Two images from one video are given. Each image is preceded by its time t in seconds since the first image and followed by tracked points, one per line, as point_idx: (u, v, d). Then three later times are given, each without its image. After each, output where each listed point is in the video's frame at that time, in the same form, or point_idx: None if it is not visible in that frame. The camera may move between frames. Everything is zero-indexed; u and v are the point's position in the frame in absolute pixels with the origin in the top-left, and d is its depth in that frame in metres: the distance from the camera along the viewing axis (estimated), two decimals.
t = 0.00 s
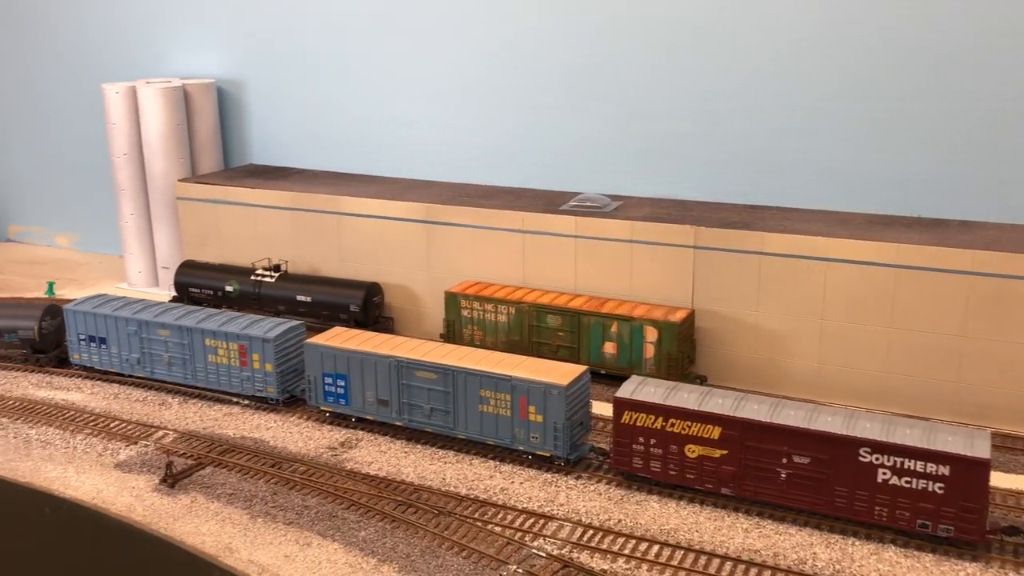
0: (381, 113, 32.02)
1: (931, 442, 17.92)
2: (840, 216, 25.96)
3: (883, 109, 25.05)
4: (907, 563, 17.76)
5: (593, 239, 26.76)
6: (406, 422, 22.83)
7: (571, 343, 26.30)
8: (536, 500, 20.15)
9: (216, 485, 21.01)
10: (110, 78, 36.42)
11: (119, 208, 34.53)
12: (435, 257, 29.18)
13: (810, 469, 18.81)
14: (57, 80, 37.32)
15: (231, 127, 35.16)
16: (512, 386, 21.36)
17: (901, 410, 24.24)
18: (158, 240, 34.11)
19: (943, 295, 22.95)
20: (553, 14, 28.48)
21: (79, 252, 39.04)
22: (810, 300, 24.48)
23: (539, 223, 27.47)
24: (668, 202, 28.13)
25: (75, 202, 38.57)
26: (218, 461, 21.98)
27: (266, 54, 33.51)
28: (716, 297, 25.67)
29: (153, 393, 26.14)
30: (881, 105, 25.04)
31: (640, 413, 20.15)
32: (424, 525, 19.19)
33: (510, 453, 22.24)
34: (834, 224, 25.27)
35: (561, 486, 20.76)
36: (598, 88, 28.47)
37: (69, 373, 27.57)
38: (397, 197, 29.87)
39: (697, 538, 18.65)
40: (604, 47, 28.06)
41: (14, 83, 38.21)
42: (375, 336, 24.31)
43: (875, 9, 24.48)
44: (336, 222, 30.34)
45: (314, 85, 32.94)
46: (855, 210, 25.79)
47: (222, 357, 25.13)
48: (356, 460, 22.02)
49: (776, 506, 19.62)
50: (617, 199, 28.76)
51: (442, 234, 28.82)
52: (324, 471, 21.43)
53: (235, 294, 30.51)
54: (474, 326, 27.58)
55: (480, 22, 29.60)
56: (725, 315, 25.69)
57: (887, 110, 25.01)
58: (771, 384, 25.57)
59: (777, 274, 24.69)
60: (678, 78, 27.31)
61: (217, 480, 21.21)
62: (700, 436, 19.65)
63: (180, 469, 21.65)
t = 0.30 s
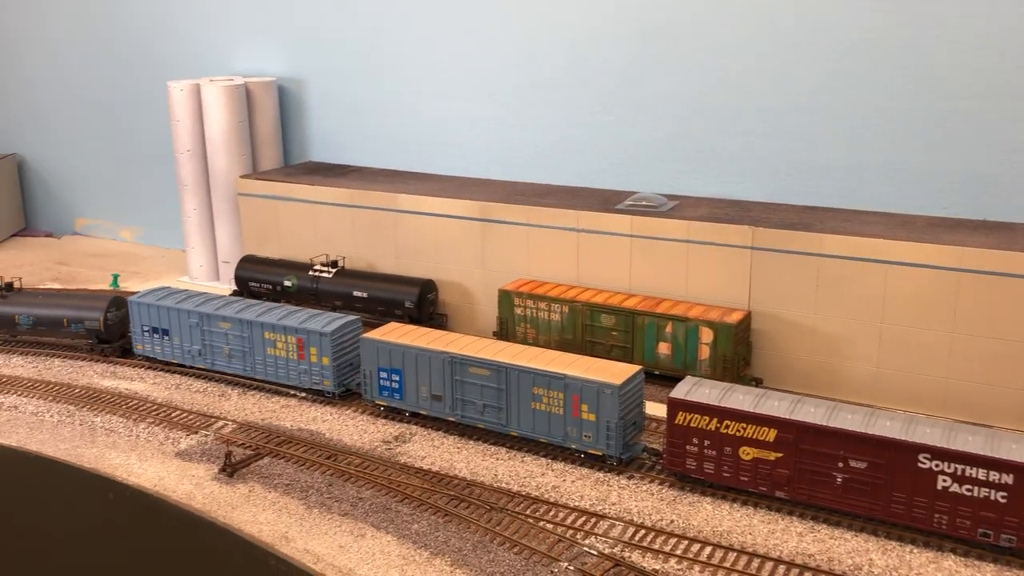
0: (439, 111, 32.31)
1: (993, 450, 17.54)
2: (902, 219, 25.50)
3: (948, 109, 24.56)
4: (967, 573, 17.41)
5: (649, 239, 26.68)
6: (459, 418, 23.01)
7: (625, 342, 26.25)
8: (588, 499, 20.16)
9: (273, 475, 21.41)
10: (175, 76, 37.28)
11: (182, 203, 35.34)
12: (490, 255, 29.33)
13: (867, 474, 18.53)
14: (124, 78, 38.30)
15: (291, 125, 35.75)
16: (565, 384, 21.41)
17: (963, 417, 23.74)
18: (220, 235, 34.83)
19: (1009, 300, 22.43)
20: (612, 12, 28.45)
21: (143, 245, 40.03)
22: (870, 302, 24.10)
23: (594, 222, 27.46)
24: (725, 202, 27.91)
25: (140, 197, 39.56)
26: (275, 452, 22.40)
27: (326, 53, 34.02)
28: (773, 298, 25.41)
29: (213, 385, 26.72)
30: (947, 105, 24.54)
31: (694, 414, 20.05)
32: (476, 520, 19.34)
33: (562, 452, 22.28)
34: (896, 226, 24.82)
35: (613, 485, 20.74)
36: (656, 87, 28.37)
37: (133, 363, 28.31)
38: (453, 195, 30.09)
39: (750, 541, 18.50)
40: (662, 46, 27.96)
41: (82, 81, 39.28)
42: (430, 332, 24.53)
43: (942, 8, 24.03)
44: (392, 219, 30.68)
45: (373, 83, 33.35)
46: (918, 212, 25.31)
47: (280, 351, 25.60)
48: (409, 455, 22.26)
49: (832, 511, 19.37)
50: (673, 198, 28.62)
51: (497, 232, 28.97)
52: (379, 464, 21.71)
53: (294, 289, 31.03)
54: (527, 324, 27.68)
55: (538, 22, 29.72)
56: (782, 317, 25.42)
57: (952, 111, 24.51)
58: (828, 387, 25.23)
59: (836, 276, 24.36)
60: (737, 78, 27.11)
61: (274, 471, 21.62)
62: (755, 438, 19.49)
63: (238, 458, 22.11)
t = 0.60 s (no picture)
0: (483, 110, 32.47)
1: None
2: (951, 221, 25.08)
3: (999, 109, 24.13)
4: None
5: (691, 239, 26.56)
6: (499, 415, 23.11)
7: (666, 342, 26.15)
8: (628, 498, 20.14)
9: (316, 469, 21.67)
10: (223, 75, 37.87)
11: (229, 201, 35.89)
12: (532, 254, 29.40)
13: (913, 478, 18.28)
14: (174, 77, 38.96)
15: (336, 124, 36.15)
16: (606, 383, 21.39)
17: (1012, 423, 23.30)
18: (265, 232, 35.31)
19: None
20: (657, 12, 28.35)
21: (190, 242, 40.71)
22: (917, 305, 23.74)
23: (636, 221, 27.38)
24: (770, 203, 27.69)
25: (188, 195, 40.23)
26: (318, 446, 22.68)
27: (372, 52, 34.34)
28: (817, 300, 25.16)
29: (258, 379, 27.12)
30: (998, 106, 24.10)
31: (736, 415, 19.94)
32: (516, 517, 19.41)
33: (602, 451, 22.27)
34: (945, 229, 24.43)
35: (653, 486, 20.69)
36: (701, 86, 28.24)
37: (180, 357, 28.82)
38: (495, 194, 30.17)
39: (792, 544, 18.36)
40: (707, 45, 27.81)
41: (134, 80, 40.02)
42: (471, 329, 24.64)
43: (995, 6, 23.60)
44: (435, 217, 30.86)
45: (418, 82, 33.60)
46: (968, 214, 24.88)
47: (324, 346, 25.90)
48: (450, 451, 22.40)
49: (875, 515, 19.14)
50: (717, 198, 28.46)
51: (539, 231, 29.02)
52: (420, 460, 21.88)
53: (337, 286, 31.37)
54: (568, 323, 27.71)
55: (583, 21, 29.72)
56: (826, 319, 25.16)
57: (1005, 111, 24.07)
58: (873, 390, 24.91)
59: (883, 278, 24.03)
60: (784, 77, 26.87)
61: (317, 465, 21.89)
62: (798, 440, 19.32)
63: (282, 452, 22.42)
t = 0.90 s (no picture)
0: (505, 110, 32.53)
1: None
2: (977, 220, 24.86)
3: None
4: None
5: (713, 238, 26.49)
6: (521, 414, 23.15)
7: (688, 342, 26.09)
8: (649, 498, 20.11)
9: (339, 466, 21.80)
10: (247, 74, 38.16)
11: (253, 199, 36.14)
12: (553, 252, 29.41)
13: (937, 480, 18.14)
14: (198, 77, 39.27)
15: (359, 123, 36.32)
16: (627, 382, 21.38)
17: None
18: (288, 230, 35.53)
19: None
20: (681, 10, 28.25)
21: (214, 240, 41.04)
22: (942, 305, 23.55)
23: (658, 220, 27.32)
24: (793, 202, 27.56)
25: (212, 193, 40.55)
26: (341, 444, 22.82)
27: (395, 51, 34.45)
28: (841, 300, 25.01)
29: (281, 376, 27.31)
30: None
31: (758, 415, 19.87)
32: (536, 515, 19.45)
33: (623, 450, 22.26)
34: (971, 228, 24.22)
35: (675, 485, 20.66)
36: (724, 85, 28.14)
37: (204, 355, 29.07)
38: (516, 193, 30.21)
39: (814, 545, 18.27)
40: (729, 44, 27.72)
41: (159, 80, 40.39)
42: (493, 328, 24.70)
43: None
44: (457, 216, 30.94)
45: (440, 81, 33.71)
46: (994, 214, 24.65)
47: (346, 344, 26.04)
48: (471, 449, 22.47)
49: (899, 516, 19.01)
50: (740, 197, 28.35)
51: (561, 230, 29.03)
52: (441, 458, 21.97)
53: (360, 284, 31.51)
54: (590, 322, 27.72)
55: (606, 20, 29.68)
56: (850, 319, 25.01)
57: None
58: (897, 391, 24.74)
59: (907, 278, 23.86)
60: (809, 76, 26.72)
61: (339, 462, 22.02)
62: (821, 440, 19.23)
63: (305, 449, 22.58)
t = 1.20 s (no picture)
0: (508, 110, 32.57)
1: None
2: (981, 219, 24.84)
3: None
4: None
5: (717, 238, 26.50)
6: (525, 413, 23.18)
7: (692, 341, 26.10)
8: (653, 497, 20.13)
9: (343, 466, 21.86)
10: (251, 76, 38.25)
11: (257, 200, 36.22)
12: (557, 252, 29.44)
13: (941, 479, 18.14)
14: (202, 78, 39.39)
15: (363, 123, 36.40)
16: (631, 381, 21.40)
17: None
18: (293, 230, 35.60)
19: None
20: (684, 10, 28.25)
21: (219, 241, 41.13)
22: (947, 304, 23.52)
23: (662, 220, 27.32)
24: (797, 201, 27.56)
25: (217, 194, 40.64)
26: (345, 443, 22.88)
27: (399, 52, 34.51)
28: (845, 299, 25.01)
29: (286, 376, 27.38)
30: None
31: (762, 414, 19.87)
32: (540, 515, 19.48)
33: (627, 449, 22.27)
34: (975, 227, 24.19)
35: (679, 485, 20.67)
36: (727, 85, 28.15)
37: (209, 355, 29.14)
38: (520, 193, 30.23)
39: (818, 544, 18.28)
40: (732, 44, 27.74)
41: (163, 81, 40.50)
42: (497, 328, 24.73)
43: None
44: (461, 216, 30.98)
45: (443, 81, 33.77)
46: (998, 213, 24.62)
47: (350, 344, 26.09)
48: (475, 449, 22.51)
49: (903, 516, 19.01)
50: (743, 196, 28.36)
51: (565, 230, 29.06)
52: (445, 458, 22.01)
53: (364, 284, 31.57)
54: (593, 321, 27.75)
55: (609, 20, 29.71)
56: (854, 318, 25.00)
57: None
58: (901, 390, 24.73)
59: (911, 277, 23.84)
60: (812, 75, 26.71)
61: (344, 461, 22.07)
62: (825, 440, 19.23)
63: (309, 449, 22.63)
